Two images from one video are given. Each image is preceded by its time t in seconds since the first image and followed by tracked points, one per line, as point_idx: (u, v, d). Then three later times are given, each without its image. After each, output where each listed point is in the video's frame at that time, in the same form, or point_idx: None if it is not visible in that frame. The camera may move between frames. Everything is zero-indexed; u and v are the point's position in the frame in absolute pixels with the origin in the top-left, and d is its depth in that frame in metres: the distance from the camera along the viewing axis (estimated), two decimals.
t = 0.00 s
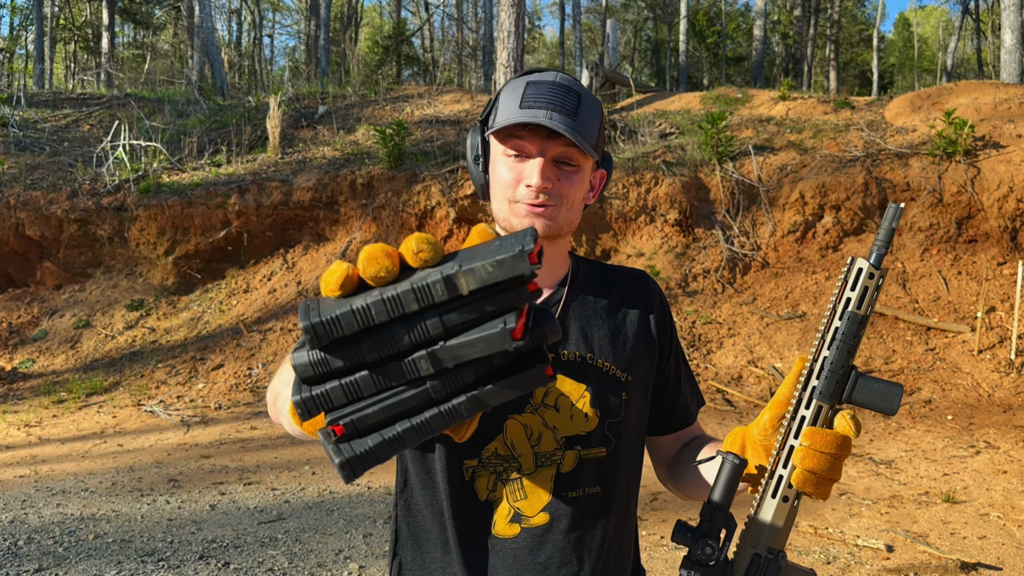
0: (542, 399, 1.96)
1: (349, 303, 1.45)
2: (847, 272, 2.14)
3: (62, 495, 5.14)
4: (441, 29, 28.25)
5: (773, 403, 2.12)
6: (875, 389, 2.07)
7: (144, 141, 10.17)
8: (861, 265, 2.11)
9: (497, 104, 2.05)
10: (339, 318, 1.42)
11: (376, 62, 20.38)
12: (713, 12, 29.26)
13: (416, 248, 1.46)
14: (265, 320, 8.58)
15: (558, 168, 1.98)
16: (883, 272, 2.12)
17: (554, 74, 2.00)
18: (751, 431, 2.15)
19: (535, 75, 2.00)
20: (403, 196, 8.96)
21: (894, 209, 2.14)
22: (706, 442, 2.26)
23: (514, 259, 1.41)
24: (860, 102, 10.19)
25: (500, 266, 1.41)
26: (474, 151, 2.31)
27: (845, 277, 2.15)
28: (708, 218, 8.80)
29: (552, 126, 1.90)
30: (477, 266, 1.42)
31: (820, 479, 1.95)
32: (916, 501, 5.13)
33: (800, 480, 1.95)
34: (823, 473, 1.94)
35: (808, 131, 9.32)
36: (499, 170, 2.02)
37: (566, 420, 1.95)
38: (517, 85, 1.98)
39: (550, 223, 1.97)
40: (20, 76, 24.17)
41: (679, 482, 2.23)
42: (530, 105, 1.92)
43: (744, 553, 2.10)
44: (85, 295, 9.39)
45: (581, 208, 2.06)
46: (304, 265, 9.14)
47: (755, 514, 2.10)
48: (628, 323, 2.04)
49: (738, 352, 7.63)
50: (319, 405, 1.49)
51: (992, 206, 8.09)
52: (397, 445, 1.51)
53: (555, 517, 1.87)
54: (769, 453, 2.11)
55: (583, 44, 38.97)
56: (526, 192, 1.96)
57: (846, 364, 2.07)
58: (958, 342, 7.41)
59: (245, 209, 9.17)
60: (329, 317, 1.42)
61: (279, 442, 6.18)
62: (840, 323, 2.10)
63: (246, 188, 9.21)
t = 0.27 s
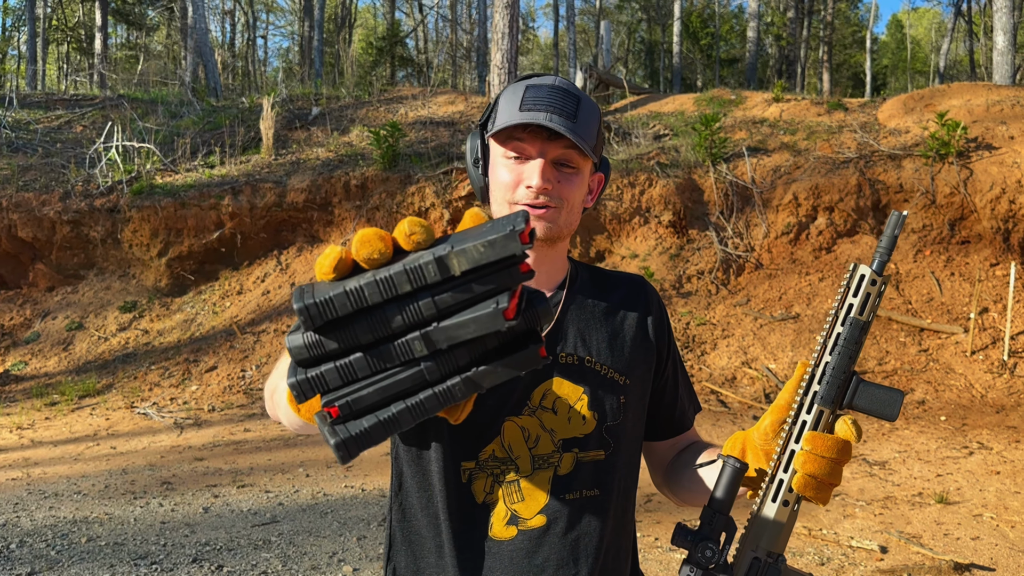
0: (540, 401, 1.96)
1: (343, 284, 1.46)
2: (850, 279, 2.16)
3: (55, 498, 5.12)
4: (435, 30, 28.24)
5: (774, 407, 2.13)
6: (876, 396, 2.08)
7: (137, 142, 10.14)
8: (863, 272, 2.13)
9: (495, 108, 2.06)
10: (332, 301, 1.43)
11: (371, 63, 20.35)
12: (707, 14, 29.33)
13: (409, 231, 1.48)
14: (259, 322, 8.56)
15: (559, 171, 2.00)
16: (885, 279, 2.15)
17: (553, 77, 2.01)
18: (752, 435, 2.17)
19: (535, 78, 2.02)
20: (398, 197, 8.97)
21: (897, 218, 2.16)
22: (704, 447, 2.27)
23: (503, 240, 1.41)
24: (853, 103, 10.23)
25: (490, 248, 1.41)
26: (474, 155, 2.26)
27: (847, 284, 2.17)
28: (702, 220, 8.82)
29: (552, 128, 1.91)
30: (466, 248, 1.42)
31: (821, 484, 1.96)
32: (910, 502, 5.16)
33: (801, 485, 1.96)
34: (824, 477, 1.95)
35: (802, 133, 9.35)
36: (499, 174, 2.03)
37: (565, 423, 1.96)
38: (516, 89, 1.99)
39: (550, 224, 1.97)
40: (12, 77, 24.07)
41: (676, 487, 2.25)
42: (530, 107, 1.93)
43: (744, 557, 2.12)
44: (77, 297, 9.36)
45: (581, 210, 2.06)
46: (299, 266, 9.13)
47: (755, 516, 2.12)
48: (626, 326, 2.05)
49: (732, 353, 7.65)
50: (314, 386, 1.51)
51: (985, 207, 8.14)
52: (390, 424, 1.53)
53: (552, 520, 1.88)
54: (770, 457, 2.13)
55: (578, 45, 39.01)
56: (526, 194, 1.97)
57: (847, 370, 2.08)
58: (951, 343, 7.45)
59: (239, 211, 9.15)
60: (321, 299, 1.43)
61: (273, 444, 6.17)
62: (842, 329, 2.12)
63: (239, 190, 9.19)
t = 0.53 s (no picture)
0: (538, 404, 1.96)
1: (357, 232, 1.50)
2: (848, 283, 2.18)
3: (48, 501, 5.11)
4: (430, 31, 28.22)
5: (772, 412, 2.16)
6: (874, 400, 2.09)
7: (131, 143, 10.11)
8: (860, 276, 2.15)
9: (504, 113, 2.06)
10: (351, 240, 1.45)
11: (365, 65, 20.33)
12: (701, 17, 29.41)
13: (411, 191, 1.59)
14: (253, 324, 8.54)
15: (569, 178, 2.01)
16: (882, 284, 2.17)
17: (564, 84, 2.03)
18: (750, 439, 2.20)
19: (545, 84, 2.03)
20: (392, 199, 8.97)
21: (895, 223, 2.17)
22: (701, 450, 2.29)
23: (504, 174, 1.52)
24: (847, 105, 10.28)
25: (492, 183, 1.52)
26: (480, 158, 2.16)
27: (846, 288, 2.19)
28: (697, 221, 8.85)
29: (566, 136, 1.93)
30: (471, 185, 1.51)
31: (818, 487, 1.98)
32: (904, 503, 5.18)
33: (798, 488, 1.98)
34: (821, 481, 1.97)
35: (796, 135, 9.39)
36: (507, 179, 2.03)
37: (562, 427, 1.96)
38: (527, 94, 2.00)
39: (562, 229, 1.98)
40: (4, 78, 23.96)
41: (674, 490, 2.26)
42: (543, 114, 1.94)
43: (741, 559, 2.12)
44: (71, 299, 9.32)
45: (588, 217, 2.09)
46: (293, 268, 9.11)
47: (752, 519, 2.12)
48: (625, 330, 2.07)
49: (727, 355, 7.66)
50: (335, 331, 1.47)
51: (978, 209, 8.18)
52: (417, 358, 1.47)
53: (549, 523, 1.88)
54: (767, 460, 2.14)
55: (572, 48, 39.05)
56: (539, 200, 1.97)
57: (845, 373, 2.09)
58: (945, 345, 7.48)
59: (233, 212, 9.14)
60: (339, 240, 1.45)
61: (268, 447, 6.16)
62: (840, 332, 2.13)
63: (234, 192, 9.17)
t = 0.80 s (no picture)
0: (535, 408, 1.96)
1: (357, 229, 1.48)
2: (844, 286, 2.18)
3: (43, 504, 5.09)
4: (427, 33, 28.21)
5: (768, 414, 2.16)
6: (870, 402, 2.11)
7: (127, 145, 10.10)
8: (857, 279, 2.14)
9: (508, 121, 2.05)
10: (353, 239, 1.44)
11: (362, 67, 20.32)
12: (697, 19, 29.49)
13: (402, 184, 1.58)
14: (249, 325, 8.53)
15: (571, 192, 2.02)
16: (878, 286, 2.17)
17: (569, 94, 2.01)
18: (745, 442, 2.18)
19: (551, 93, 2.01)
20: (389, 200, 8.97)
21: (891, 225, 2.18)
22: (699, 454, 2.29)
23: (491, 158, 1.54)
24: (843, 107, 10.31)
25: (483, 166, 1.53)
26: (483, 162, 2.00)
27: (842, 290, 2.19)
28: (693, 223, 8.86)
29: (569, 152, 1.93)
30: (462, 171, 1.52)
31: (814, 491, 1.98)
32: (901, 505, 5.19)
33: (795, 491, 1.98)
34: (818, 484, 1.97)
35: (792, 137, 9.42)
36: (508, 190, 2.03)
37: (559, 430, 1.96)
38: (532, 104, 1.99)
39: (561, 245, 2.00)
40: None
41: (671, 495, 2.26)
42: (548, 129, 1.94)
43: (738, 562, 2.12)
44: (67, 301, 9.31)
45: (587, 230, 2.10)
46: (290, 270, 9.10)
47: (748, 523, 2.12)
48: (622, 334, 2.07)
49: (723, 356, 7.67)
50: (348, 329, 1.45)
51: (975, 210, 8.20)
52: (433, 343, 1.47)
53: (546, 526, 1.89)
54: (763, 464, 2.14)
55: (568, 49, 39.09)
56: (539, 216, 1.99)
57: (841, 376, 2.11)
58: (941, 346, 7.50)
59: (229, 214, 9.13)
60: (342, 240, 1.44)
61: (264, 449, 6.15)
62: (836, 336, 2.14)
63: (230, 193, 9.16)
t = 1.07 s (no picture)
0: (533, 411, 1.96)
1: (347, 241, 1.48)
2: (839, 289, 2.20)
3: (41, 506, 5.09)
4: (426, 35, 28.22)
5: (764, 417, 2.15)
6: (865, 405, 2.10)
7: (126, 147, 10.10)
8: (852, 282, 2.18)
9: (506, 123, 2.06)
10: (342, 250, 1.44)
11: (361, 69, 20.33)
12: (696, 21, 29.53)
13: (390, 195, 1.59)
14: (248, 327, 8.53)
15: (569, 194, 2.01)
16: (873, 290, 2.21)
17: (567, 98, 2.03)
18: (741, 445, 2.18)
19: (548, 96, 2.03)
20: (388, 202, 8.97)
21: (886, 227, 2.18)
22: (700, 454, 2.29)
23: (480, 168, 1.55)
24: (841, 109, 10.32)
25: (471, 176, 1.54)
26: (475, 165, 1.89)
27: (838, 293, 2.21)
28: (692, 225, 8.87)
29: (569, 153, 1.93)
30: (451, 181, 1.53)
31: (810, 495, 1.97)
32: (900, 507, 5.19)
33: (790, 495, 1.97)
34: (814, 488, 1.96)
35: (791, 139, 9.43)
36: (506, 191, 2.03)
37: (556, 433, 1.97)
38: (530, 107, 2.00)
39: (558, 248, 2.00)
40: None
41: (671, 495, 2.26)
42: (547, 130, 1.94)
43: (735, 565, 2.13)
44: (65, 303, 9.30)
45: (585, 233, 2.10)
46: (288, 272, 9.10)
47: (744, 526, 2.13)
48: (620, 337, 2.07)
49: (722, 358, 7.67)
50: (339, 341, 1.45)
51: (973, 212, 8.22)
52: (425, 352, 1.47)
53: (544, 529, 1.89)
54: (759, 467, 2.14)
55: (567, 51, 39.13)
56: (538, 218, 1.98)
57: (837, 379, 2.12)
58: (940, 348, 7.50)
59: (228, 216, 9.13)
60: (333, 252, 1.44)
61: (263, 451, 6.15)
62: (831, 338, 2.16)
63: (229, 195, 9.16)
